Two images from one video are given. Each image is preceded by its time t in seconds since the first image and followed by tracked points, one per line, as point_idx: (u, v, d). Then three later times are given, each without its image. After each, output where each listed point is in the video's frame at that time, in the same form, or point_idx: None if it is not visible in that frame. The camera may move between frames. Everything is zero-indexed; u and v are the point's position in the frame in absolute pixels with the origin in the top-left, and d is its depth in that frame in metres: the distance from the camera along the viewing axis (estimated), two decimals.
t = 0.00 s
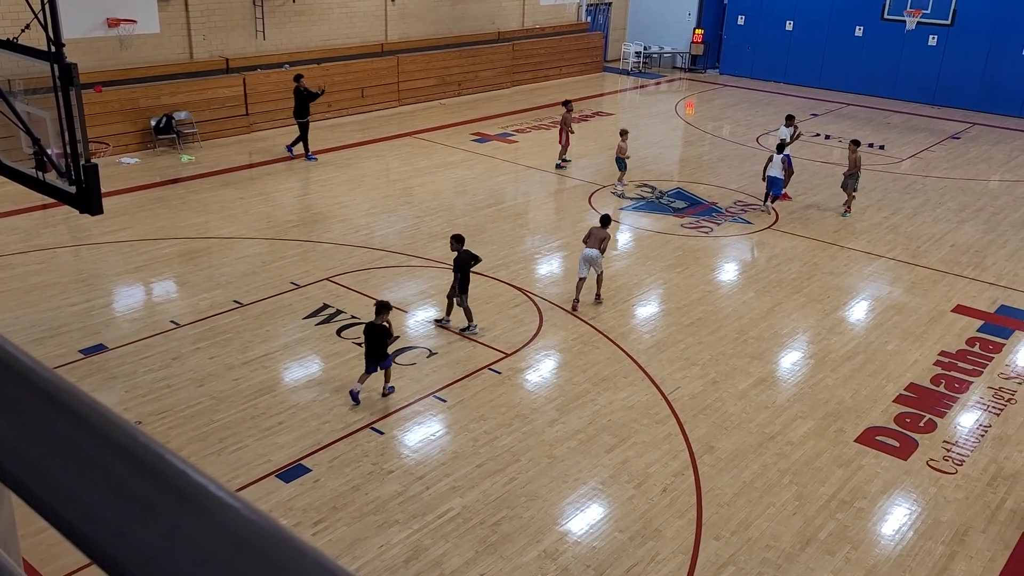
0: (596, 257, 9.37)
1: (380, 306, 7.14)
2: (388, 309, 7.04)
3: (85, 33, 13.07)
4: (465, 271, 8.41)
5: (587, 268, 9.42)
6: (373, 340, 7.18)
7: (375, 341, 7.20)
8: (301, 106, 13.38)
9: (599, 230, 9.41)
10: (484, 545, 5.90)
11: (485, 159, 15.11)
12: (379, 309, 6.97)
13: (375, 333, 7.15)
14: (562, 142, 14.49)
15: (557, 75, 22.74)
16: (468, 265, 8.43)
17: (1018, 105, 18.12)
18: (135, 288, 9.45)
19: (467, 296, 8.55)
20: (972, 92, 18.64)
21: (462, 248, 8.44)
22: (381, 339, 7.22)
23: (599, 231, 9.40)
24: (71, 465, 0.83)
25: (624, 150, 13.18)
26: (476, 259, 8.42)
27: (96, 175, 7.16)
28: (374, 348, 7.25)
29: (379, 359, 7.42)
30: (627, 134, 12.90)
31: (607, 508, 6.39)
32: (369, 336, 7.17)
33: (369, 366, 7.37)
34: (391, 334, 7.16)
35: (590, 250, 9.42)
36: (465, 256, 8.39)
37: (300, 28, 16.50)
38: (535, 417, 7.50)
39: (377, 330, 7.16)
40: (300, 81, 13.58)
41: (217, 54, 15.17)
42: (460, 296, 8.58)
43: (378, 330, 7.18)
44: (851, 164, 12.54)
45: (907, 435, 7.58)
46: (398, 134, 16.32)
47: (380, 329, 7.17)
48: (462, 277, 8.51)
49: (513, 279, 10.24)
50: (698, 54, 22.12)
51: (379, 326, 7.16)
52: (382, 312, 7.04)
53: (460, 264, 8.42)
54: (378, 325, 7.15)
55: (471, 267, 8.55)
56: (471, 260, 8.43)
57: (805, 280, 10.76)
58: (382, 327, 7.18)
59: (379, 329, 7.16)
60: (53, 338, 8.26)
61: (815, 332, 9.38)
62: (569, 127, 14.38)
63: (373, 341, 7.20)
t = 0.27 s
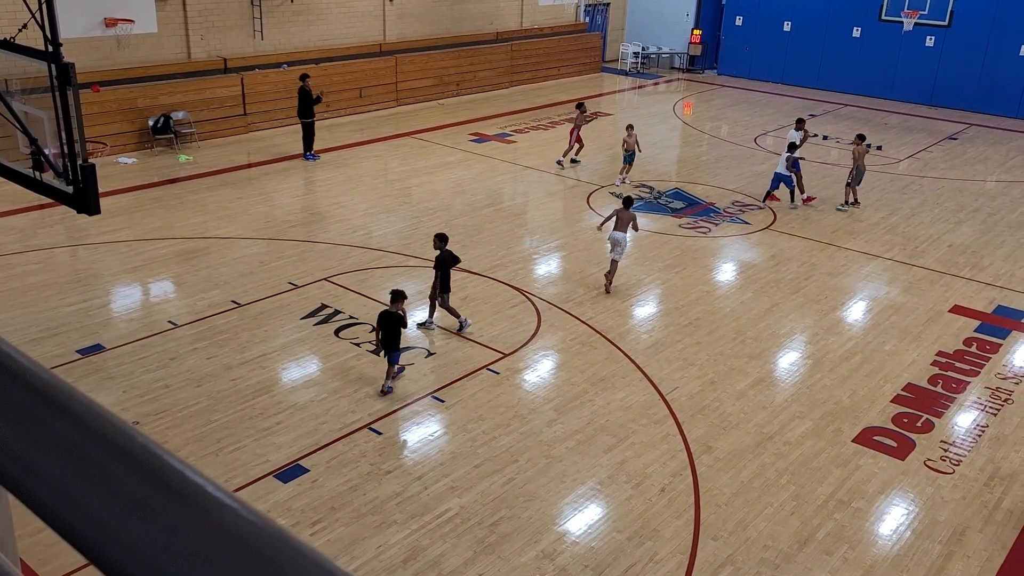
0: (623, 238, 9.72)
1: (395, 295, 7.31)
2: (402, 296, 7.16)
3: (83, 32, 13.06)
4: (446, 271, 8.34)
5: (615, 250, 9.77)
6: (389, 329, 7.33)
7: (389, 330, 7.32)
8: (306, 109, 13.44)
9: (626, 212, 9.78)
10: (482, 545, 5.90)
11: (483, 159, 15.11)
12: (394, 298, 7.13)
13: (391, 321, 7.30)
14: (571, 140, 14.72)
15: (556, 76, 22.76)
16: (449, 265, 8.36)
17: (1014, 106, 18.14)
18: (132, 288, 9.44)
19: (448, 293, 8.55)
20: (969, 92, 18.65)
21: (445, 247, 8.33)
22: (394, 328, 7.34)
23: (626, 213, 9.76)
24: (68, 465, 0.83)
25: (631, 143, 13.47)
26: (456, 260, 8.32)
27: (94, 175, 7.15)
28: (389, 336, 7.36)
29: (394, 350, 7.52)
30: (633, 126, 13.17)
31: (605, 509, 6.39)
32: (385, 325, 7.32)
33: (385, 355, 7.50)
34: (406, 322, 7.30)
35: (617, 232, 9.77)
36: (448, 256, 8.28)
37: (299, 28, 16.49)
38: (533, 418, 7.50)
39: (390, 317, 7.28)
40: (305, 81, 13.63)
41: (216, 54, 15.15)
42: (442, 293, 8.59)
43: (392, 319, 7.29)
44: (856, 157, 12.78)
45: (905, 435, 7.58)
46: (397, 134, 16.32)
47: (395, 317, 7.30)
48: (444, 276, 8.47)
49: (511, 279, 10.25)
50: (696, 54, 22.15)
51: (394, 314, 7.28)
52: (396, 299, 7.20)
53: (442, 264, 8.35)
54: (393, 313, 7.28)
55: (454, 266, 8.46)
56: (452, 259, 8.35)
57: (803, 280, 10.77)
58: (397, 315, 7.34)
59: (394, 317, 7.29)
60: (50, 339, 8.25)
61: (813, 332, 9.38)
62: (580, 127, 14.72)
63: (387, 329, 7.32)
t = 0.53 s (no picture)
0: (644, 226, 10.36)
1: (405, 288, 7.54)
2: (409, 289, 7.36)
3: (80, 33, 13.06)
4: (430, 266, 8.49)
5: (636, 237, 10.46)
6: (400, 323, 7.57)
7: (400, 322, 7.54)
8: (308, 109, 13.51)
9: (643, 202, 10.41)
10: (480, 546, 5.90)
11: (481, 159, 15.11)
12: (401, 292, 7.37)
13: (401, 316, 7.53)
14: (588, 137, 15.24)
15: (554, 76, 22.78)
16: (433, 260, 8.54)
17: (1012, 106, 18.15)
18: (131, 288, 9.44)
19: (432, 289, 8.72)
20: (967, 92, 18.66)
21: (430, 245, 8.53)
22: (405, 320, 7.56)
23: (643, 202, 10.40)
24: (69, 465, 0.83)
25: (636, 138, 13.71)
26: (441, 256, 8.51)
27: (92, 175, 7.14)
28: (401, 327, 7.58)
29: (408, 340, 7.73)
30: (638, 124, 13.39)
31: (603, 508, 6.39)
32: (395, 319, 7.56)
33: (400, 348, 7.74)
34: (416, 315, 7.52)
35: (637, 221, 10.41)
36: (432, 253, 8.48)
37: (296, 28, 16.48)
38: (531, 417, 7.50)
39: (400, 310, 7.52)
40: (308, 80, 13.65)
41: (213, 54, 15.13)
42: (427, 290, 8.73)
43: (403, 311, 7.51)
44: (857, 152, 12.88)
45: (902, 434, 7.59)
46: (395, 134, 16.31)
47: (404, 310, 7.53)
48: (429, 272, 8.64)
49: (509, 279, 10.25)
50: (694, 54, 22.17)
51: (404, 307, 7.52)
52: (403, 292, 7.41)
53: (426, 260, 8.52)
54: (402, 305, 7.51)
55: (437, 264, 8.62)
56: (437, 255, 8.55)
57: (801, 280, 10.77)
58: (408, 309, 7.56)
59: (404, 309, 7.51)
60: (48, 339, 8.25)
61: (811, 332, 9.39)
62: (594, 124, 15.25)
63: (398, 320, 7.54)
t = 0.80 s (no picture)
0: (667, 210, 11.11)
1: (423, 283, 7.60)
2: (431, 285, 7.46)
3: (78, 32, 13.03)
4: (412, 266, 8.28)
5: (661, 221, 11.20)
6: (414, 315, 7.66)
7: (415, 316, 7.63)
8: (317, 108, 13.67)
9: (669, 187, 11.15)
10: (478, 545, 5.90)
11: (479, 159, 15.11)
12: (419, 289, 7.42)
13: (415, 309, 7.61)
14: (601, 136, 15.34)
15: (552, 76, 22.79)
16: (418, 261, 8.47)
17: (1010, 106, 18.17)
18: (128, 288, 9.43)
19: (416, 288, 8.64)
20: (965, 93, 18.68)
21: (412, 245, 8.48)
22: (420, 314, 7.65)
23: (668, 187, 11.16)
24: (67, 463, 0.83)
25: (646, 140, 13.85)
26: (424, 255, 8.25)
27: (89, 176, 7.12)
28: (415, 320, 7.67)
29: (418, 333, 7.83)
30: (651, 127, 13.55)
31: (601, 508, 6.39)
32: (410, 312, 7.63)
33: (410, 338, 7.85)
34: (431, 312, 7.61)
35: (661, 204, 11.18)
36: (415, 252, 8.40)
37: (294, 28, 16.45)
38: (530, 417, 7.50)
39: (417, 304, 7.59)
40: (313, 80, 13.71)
41: (211, 54, 15.10)
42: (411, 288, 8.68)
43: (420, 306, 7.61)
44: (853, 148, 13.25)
45: (900, 434, 7.60)
46: (393, 134, 16.30)
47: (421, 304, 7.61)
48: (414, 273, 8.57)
49: (507, 279, 10.24)
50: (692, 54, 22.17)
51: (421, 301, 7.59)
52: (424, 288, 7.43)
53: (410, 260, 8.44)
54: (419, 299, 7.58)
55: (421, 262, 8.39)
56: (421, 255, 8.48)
57: (799, 280, 10.78)
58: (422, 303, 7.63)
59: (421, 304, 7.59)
60: (46, 339, 8.24)
61: (809, 332, 9.40)
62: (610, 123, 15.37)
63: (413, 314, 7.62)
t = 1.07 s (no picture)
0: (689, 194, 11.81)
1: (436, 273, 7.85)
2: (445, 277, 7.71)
3: (76, 32, 13.02)
4: (397, 266, 8.36)
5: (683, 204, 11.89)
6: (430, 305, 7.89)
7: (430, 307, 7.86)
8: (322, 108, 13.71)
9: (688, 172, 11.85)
10: (477, 546, 5.90)
11: (478, 159, 15.11)
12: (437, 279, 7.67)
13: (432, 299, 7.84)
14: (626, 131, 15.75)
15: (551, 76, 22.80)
16: (399, 260, 8.36)
17: (1008, 107, 18.18)
18: (126, 287, 9.42)
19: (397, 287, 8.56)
20: (963, 93, 18.69)
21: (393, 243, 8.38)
22: (434, 306, 7.89)
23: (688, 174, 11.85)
24: (67, 463, 0.83)
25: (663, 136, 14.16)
26: (406, 252, 8.32)
27: (88, 175, 7.09)
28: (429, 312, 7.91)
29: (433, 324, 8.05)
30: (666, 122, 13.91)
31: (600, 509, 6.39)
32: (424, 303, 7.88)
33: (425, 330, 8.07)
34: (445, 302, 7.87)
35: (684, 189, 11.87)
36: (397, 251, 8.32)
37: (294, 28, 16.44)
38: (528, 417, 7.50)
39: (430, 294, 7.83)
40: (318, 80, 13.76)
41: (210, 53, 15.08)
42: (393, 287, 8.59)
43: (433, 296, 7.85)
44: (845, 144, 13.67)
45: (899, 434, 7.60)
46: (392, 134, 16.29)
47: (435, 296, 7.84)
48: (394, 271, 8.47)
49: (506, 279, 10.24)
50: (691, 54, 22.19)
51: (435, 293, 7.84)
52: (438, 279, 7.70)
53: (392, 259, 8.36)
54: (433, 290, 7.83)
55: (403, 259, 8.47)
56: (402, 254, 8.35)
57: (798, 280, 10.78)
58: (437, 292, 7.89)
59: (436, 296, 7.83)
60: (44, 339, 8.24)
61: (808, 332, 9.40)
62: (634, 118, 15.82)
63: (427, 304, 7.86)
